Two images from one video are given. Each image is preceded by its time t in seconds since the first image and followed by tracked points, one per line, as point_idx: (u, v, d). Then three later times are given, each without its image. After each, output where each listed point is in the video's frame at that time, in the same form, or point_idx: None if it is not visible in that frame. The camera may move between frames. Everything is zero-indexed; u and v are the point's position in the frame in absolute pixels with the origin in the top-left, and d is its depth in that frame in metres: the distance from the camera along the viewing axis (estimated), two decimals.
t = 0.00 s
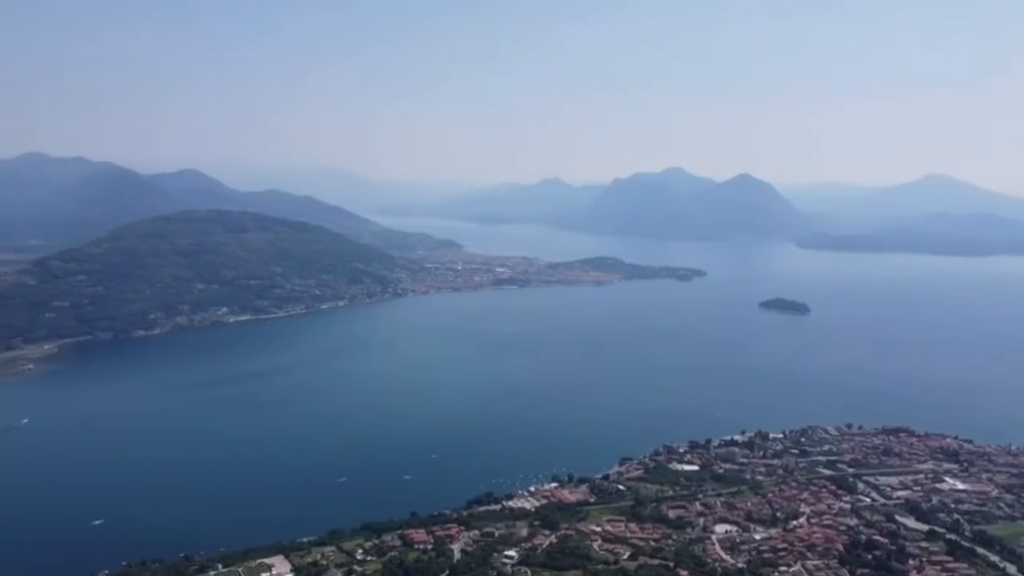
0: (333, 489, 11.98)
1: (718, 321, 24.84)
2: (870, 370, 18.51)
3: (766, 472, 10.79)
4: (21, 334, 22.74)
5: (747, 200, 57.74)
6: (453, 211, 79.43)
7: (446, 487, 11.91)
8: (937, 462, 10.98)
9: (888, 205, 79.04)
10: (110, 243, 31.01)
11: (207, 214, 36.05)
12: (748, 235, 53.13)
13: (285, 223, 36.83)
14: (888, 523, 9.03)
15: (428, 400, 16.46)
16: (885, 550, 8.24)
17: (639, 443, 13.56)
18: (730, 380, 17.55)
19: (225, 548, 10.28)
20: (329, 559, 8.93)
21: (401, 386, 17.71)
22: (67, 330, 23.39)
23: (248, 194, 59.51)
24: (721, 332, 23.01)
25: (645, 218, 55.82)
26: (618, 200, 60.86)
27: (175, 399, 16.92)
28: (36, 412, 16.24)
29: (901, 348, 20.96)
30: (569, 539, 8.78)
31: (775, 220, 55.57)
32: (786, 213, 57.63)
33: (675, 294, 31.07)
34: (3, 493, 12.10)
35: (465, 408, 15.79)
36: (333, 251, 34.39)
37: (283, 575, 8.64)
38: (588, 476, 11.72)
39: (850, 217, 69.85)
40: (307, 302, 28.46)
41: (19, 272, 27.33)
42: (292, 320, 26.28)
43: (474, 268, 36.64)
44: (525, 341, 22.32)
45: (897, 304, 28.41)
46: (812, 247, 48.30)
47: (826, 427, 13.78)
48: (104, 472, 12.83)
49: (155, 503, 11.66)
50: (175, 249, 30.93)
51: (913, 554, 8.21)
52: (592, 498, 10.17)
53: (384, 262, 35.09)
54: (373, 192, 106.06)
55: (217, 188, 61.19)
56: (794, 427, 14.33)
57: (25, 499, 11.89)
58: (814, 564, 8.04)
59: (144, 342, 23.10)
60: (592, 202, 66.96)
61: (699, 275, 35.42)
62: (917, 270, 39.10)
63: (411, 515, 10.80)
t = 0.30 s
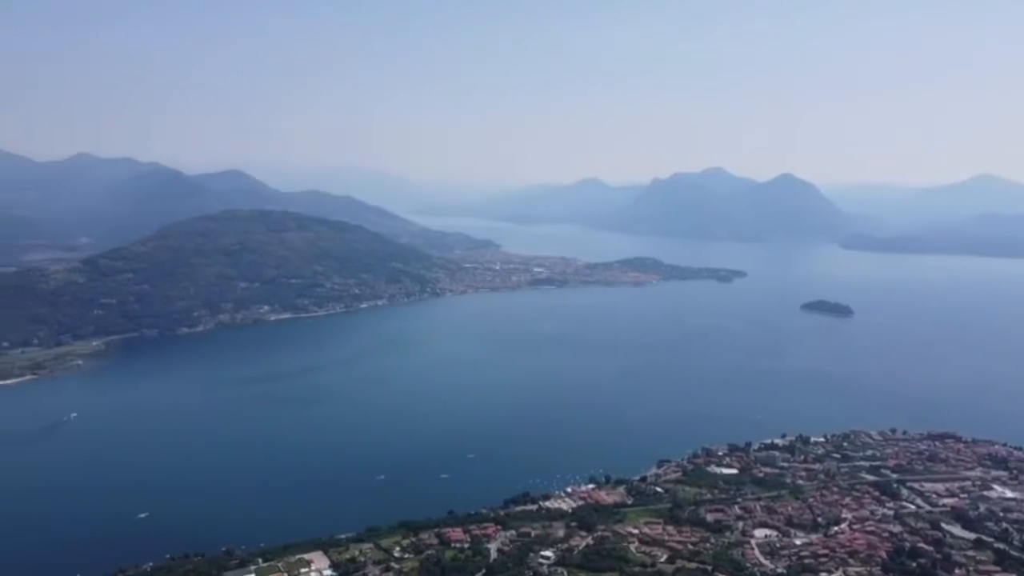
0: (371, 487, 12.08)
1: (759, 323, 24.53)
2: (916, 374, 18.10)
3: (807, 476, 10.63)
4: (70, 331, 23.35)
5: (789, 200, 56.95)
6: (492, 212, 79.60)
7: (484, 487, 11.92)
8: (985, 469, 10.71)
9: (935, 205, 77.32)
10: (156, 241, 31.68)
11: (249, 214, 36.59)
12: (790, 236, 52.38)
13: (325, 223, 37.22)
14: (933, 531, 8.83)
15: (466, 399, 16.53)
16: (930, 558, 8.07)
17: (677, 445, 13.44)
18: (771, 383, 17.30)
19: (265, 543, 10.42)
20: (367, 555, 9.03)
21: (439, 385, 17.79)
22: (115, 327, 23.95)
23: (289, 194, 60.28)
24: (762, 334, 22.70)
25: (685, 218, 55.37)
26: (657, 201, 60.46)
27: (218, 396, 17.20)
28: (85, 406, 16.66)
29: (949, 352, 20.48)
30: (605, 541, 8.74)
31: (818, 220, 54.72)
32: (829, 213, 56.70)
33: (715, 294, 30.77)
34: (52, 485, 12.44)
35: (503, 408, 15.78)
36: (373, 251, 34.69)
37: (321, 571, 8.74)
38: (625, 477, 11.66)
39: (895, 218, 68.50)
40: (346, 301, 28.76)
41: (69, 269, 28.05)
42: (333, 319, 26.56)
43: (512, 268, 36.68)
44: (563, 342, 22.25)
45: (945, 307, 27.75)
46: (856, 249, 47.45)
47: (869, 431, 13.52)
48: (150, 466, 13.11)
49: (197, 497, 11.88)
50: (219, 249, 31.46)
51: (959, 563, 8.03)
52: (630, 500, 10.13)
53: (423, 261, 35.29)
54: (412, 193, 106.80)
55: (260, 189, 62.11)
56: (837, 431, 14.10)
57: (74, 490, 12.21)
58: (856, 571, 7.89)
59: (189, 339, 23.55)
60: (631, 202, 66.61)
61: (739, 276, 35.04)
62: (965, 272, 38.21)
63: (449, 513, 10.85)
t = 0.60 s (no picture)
0: (408, 484, 12.17)
1: (801, 325, 24.18)
2: (964, 379, 17.69)
3: (849, 481, 10.46)
4: (118, 328, 23.89)
5: (832, 200, 56.03)
6: (530, 212, 79.64)
7: (521, 487, 11.93)
8: None
9: (985, 206, 75.47)
10: (201, 241, 32.27)
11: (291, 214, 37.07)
12: (834, 237, 51.53)
13: (365, 223, 37.56)
14: (981, 539, 8.62)
15: (504, 399, 16.56)
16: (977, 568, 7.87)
17: (716, 448, 13.30)
18: (813, 386, 17.04)
19: (304, 539, 10.56)
20: (405, 553, 9.10)
21: (477, 385, 17.85)
22: (160, 324, 24.44)
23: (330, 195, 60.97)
24: (804, 336, 22.37)
25: (725, 219, 54.83)
26: (697, 201, 59.94)
27: (259, 393, 17.46)
28: (132, 401, 17.04)
29: (999, 357, 19.97)
30: (642, 544, 8.69)
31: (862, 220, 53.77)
32: (873, 214, 55.67)
33: (755, 296, 30.43)
34: (100, 478, 12.74)
35: (541, 408, 15.78)
36: (412, 250, 34.91)
37: (360, 567, 8.83)
38: (663, 480, 11.58)
39: (944, 219, 67.01)
40: (386, 300, 29.02)
41: (117, 268, 28.70)
42: (372, 318, 26.81)
43: (551, 268, 36.66)
44: (601, 342, 22.16)
45: (995, 310, 27.08)
46: (902, 250, 46.54)
47: (915, 437, 13.25)
48: (194, 462, 13.37)
49: (239, 492, 12.08)
50: (261, 248, 31.93)
51: (1008, 573, 7.82)
52: (668, 503, 10.05)
53: (462, 261, 35.44)
54: (451, 193, 107.33)
55: (301, 189, 62.94)
56: (882, 436, 13.85)
57: (120, 484, 12.49)
58: None
59: (232, 337, 23.97)
60: (670, 203, 66.15)
61: (781, 277, 34.58)
62: (1015, 274, 37.28)
63: (486, 512, 10.87)
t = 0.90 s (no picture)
0: (446, 483, 12.22)
1: (844, 327, 23.79)
2: (1014, 385, 17.24)
3: (893, 487, 10.25)
4: (163, 325, 24.39)
5: (877, 200, 55.05)
6: (569, 212, 79.56)
7: (557, 487, 11.91)
8: None
9: None
10: (243, 240, 32.77)
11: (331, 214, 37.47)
12: (878, 237, 50.61)
13: (405, 223, 37.81)
14: None
15: (541, 399, 16.55)
16: None
17: (757, 452, 13.12)
18: (857, 390, 16.73)
19: (343, 535, 10.67)
20: (442, 551, 9.14)
21: (514, 385, 17.84)
22: (204, 322, 24.90)
23: (371, 195, 61.55)
24: (846, 339, 22.01)
25: (766, 220, 54.25)
26: (738, 202, 59.36)
27: (299, 391, 17.69)
28: (176, 397, 17.38)
29: None
30: (681, 547, 8.61)
31: (908, 221, 52.76)
32: (919, 214, 54.58)
33: (797, 297, 30.02)
34: (145, 472, 13.03)
35: (578, 409, 15.72)
36: (451, 250, 35.06)
37: (397, 565, 8.89)
38: (702, 483, 11.46)
39: (993, 220, 65.42)
40: (425, 300, 29.20)
41: (162, 266, 29.28)
42: (411, 317, 27.00)
43: (589, 268, 36.56)
44: (640, 343, 22.02)
45: None
46: (949, 251, 45.55)
47: (963, 444, 12.94)
48: (236, 457, 13.60)
49: (280, 488, 12.26)
50: (303, 247, 32.33)
51: None
52: (707, 506, 9.95)
53: (500, 261, 35.50)
54: (489, 193, 107.70)
55: (342, 188, 63.66)
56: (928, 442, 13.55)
57: (164, 479, 12.75)
58: None
59: (273, 335, 24.32)
60: (711, 203, 65.58)
61: (824, 278, 34.08)
62: None
63: (522, 513, 10.86)
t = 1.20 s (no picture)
0: (482, 483, 12.26)
1: (889, 330, 23.36)
2: None
3: (939, 494, 10.03)
4: (207, 323, 24.84)
5: (924, 200, 53.93)
6: (608, 212, 79.28)
7: (594, 489, 11.88)
8: None
9: None
10: (286, 240, 33.21)
11: (372, 213, 37.82)
12: (925, 238, 49.58)
13: (444, 223, 38.00)
14: None
15: (578, 400, 16.52)
16: None
17: (798, 456, 12.94)
18: (902, 394, 16.41)
19: (381, 532, 10.76)
20: (479, 550, 9.18)
21: (551, 385, 17.81)
22: (246, 320, 25.29)
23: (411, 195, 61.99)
24: (892, 342, 21.60)
25: (809, 220, 53.48)
26: (780, 202, 58.63)
27: (339, 388, 17.89)
28: (219, 394, 17.69)
29: None
30: (719, 550, 8.53)
31: (956, 221, 51.59)
32: (968, 214, 53.33)
33: (841, 299, 29.54)
34: (189, 467, 13.28)
35: (615, 410, 15.65)
36: (489, 250, 35.15)
37: (434, 563, 8.95)
38: (741, 486, 11.35)
39: None
40: (463, 299, 29.33)
41: (207, 265, 29.81)
42: (449, 316, 27.15)
43: (628, 269, 36.39)
44: (679, 345, 21.85)
45: None
46: (999, 253, 44.43)
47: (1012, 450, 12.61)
48: (277, 453, 13.79)
49: (319, 484, 12.41)
50: (343, 247, 32.67)
51: None
52: (746, 510, 9.83)
53: (539, 261, 35.50)
54: (529, 193, 107.80)
55: (382, 189, 64.21)
56: (975, 448, 13.24)
57: (208, 473, 12.98)
58: None
59: (314, 333, 24.63)
60: (752, 203, 64.85)
61: (868, 280, 33.50)
62: None
63: (559, 513, 10.85)
